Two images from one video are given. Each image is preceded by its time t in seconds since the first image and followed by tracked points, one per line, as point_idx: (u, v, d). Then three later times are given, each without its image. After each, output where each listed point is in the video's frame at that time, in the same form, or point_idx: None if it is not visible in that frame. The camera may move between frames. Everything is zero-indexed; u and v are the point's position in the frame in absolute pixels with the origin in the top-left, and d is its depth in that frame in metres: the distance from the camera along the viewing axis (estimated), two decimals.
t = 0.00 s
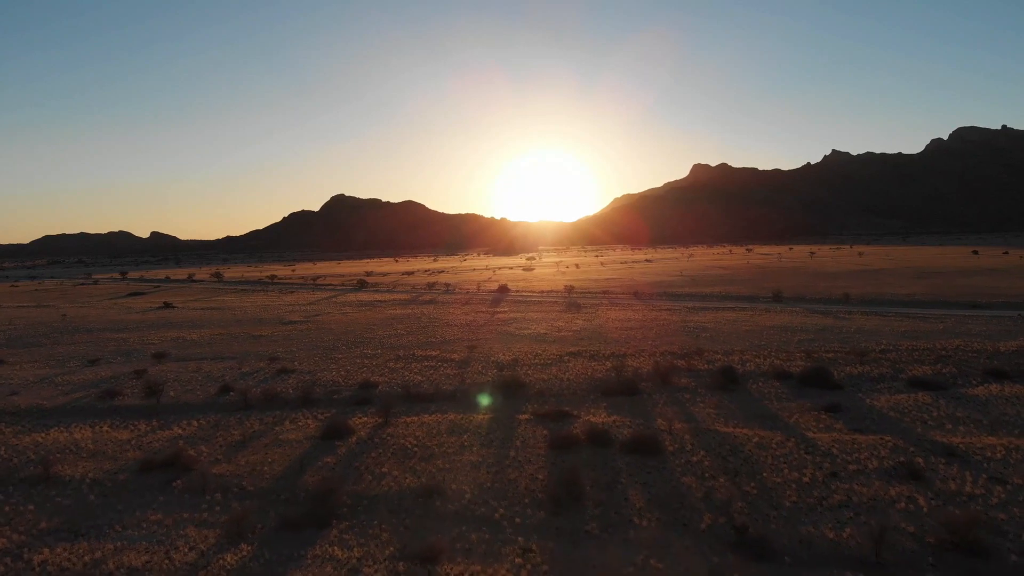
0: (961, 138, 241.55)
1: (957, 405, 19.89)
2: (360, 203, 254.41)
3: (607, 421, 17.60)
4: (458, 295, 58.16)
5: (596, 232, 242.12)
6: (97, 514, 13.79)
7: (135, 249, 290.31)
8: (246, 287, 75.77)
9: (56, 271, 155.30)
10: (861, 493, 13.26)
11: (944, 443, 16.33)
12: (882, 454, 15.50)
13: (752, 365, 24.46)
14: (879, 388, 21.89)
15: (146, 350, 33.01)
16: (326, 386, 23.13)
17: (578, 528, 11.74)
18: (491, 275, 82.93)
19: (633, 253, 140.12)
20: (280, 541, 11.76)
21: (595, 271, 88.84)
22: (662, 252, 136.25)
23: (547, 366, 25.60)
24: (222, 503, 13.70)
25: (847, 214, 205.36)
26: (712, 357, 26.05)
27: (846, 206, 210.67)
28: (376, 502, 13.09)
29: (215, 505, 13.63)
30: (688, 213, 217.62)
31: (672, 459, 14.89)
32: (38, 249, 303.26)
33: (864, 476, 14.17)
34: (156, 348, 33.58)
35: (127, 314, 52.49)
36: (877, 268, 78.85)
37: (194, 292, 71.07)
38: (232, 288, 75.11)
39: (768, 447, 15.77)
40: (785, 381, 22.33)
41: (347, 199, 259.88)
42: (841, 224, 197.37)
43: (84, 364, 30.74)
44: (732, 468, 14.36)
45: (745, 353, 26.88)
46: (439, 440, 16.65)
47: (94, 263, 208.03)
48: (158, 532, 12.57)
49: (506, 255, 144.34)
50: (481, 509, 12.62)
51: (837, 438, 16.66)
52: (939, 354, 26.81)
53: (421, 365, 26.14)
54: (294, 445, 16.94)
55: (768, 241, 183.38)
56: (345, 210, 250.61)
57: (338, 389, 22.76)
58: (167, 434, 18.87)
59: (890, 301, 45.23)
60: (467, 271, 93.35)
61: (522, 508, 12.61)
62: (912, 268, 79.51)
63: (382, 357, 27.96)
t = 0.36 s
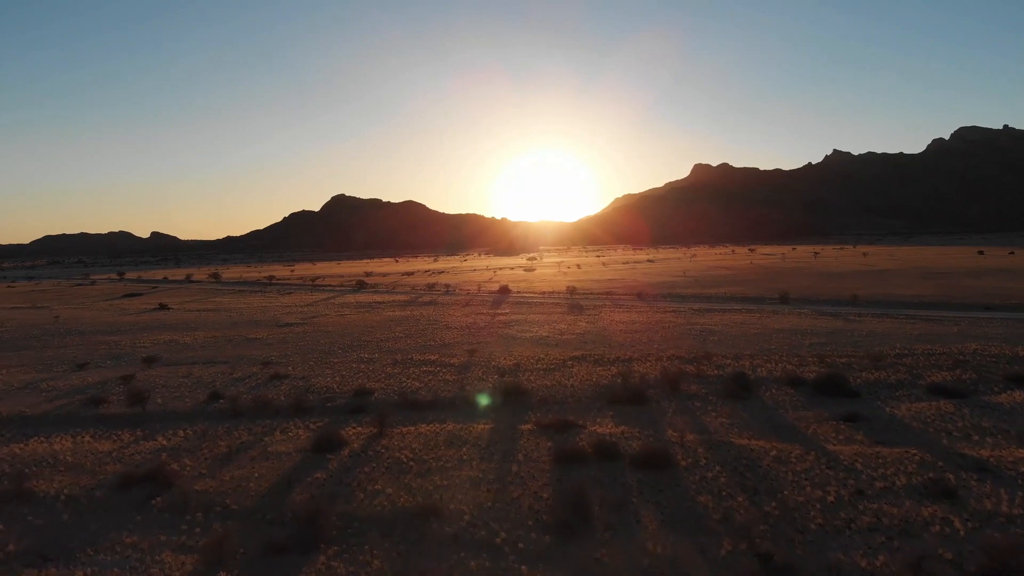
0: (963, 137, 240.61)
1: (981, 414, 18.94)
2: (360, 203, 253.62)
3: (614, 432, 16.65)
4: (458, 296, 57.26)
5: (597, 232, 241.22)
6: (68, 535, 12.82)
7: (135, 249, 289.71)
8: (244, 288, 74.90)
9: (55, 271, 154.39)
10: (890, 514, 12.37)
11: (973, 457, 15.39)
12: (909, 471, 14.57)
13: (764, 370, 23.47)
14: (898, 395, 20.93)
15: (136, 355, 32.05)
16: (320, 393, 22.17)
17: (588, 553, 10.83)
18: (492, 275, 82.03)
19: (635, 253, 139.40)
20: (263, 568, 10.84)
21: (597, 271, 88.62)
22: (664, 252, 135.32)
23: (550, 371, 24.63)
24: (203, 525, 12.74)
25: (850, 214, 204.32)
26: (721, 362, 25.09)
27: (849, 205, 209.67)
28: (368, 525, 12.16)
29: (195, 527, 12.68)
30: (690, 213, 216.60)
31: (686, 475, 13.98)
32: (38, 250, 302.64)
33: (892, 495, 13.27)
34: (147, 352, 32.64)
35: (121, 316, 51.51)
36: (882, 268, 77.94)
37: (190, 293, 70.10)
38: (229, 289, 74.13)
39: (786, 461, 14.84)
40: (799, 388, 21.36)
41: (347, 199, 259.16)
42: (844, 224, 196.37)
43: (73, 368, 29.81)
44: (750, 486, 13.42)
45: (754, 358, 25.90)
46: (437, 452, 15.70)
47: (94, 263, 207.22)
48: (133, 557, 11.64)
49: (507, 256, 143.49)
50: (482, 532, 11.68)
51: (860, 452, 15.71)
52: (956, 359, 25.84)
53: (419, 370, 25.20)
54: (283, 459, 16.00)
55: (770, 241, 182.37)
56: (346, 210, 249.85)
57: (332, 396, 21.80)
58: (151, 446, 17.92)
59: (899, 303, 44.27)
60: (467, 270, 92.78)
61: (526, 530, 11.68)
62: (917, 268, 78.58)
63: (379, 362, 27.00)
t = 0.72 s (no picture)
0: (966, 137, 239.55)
1: (1009, 425, 17.96)
2: (360, 203, 252.79)
3: (623, 445, 15.68)
4: (459, 297, 56.33)
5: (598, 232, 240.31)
6: (35, 560, 11.88)
7: (134, 249, 288.85)
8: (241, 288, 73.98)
9: (52, 271, 153.24)
10: (925, 539, 11.43)
11: (1007, 472, 14.43)
12: (940, 489, 13.61)
13: (777, 377, 22.51)
14: (918, 404, 19.98)
15: (126, 359, 31.07)
16: (313, 401, 21.21)
17: None
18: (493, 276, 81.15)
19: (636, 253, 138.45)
20: None
21: (598, 271, 88.89)
22: (666, 252, 134.43)
23: (553, 376, 23.65)
24: (181, 548, 11.81)
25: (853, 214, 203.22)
26: (732, 367, 24.10)
27: (851, 205, 208.63)
28: (359, 550, 11.21)
29: (172, 551, 11.74)
30: (691, 212, 215.60)
31: (701, 493, 13.04)
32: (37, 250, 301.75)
33: (925, 517, 12.32)
34: (137, 356, 31.68)
35: (115, 317, 50.60)
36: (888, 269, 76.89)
37: (187, 294, 69.22)
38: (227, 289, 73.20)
39: (809, 478, 13.88)
40: (815, 396, 20.41)
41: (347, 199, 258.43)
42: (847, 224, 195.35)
43: (59, 373, 28.82)
44: (772, 508, 12.46)
45: (766, 363, 24.91)
46: (436, 466, 14.78)
47: (93, 263, 206.21)
48: None
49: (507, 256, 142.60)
50: (483, 560, 10.74)
51: (885, 467, 14.74)
52: (976, 364, 24.86)
53: (417, 376, 24.24)
54: (271, 474, 15.04)
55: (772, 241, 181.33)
56: (346, 210, 249.00)
57: (325, 403, 20.85)
58: (132, 459, 16.95)
59: (909, 304, 43.29)
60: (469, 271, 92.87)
61: (531, 557, 10.74)
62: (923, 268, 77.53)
63: (376, 366, 26.04)
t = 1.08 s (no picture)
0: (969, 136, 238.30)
1: None
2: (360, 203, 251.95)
3: (632, 459, 14.72)
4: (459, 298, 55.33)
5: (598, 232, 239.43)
6: None
7: (134, 249, 288.16)
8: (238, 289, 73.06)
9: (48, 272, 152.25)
10: (967, 569, 10.46)
11: None
12: (975, 509, 12.65)
13: (791, 384, 21.52)
14: (941, 413, 18.98)
15: (114, 363, 30.08)
16: (305, 409, 20.23)
17: None
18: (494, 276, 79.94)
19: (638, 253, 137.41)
20: None
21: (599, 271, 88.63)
22: (668, 252, 133.49)
23: (557, 382, 22.64)
24: None
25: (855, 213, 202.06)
26: (743, 373, 23.07)
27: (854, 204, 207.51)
28: None
29: None
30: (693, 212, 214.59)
31: (719, 514, 12.08)
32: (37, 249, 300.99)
33: (964, 543, 11.36)
34: (126, 360, 30.69)
35: (108, 319, 49.63)
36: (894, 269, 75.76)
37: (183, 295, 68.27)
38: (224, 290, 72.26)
39: (834, 498, 12.91)
40: (832, 406, 19.41)
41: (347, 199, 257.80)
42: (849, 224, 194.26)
43: (45, 378, 27.88)
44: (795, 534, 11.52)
45: (778, 369, 23.90)
46: (433, 483, 13.82)
47: (93, 263, 205.48)
48: None
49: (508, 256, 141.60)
50: None
51: (915, 485, 13.78)
52: (998, 370, 23.81)
53: (415, 381, 23.25)
54: (255, 490, 14.08)
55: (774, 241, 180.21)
56: (346, 210, 248.26)
57: (318, 412, 19.87)
58: (110, 473, 16.00)
59: (920, 306, 42.24)
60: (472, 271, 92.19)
61: None
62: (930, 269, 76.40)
63: (371, 372, 25.04)
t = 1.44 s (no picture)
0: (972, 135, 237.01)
1: None
2: (360, 203, 251.11)
3: (643, 476, 13.74)
4: (459, 299, 54.35)
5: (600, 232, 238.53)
6: None
7: (134, 250, 287.40)
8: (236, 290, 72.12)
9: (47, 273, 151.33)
10: None
11: None
12: (1017, 533, 11.63)
13: (806, 392, 20.49)
14: (968, 424, 17.96)
15: (102, 367, 29.09)
16: (296, 418, 19.24)
17: None
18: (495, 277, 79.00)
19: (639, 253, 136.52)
20: None
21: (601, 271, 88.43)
22: (670, 252, 132.49)
23: (561, 389, 21.61)
24: None
25: (858, 213, 200.91)
26: (755, 380, 22.05)
27: (856, 204, 206.36)
28: None
29: None
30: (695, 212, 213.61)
31: (739, 541, 11.08)
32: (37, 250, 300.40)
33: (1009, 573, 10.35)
34: (115, 364, 29.70)
35: (101, 320, 48.67)
36: (901, 270, 74.64)
37: (179, 296, 67.29)
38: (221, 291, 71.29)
39: (863, 522, 11.91)
40: (852, 417, 18.39)
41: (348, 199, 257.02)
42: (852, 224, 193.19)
43: (30, 383, 26.92)
44: (825, 566, 10.54)
45: (791, 375, 22.89)
46: (429, 502, 12.84)
47: (93, 263, 204.84)
48: None
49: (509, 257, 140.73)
50: None
51: (950, 505, 12.75)
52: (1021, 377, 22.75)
53: (412, 388, 22.25)
54: (237, 510, 13.09)
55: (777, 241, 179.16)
56: (347, 209, 247.33)
57: (309, 421, 18.86)
58: (86, 490, 15.04)
59: (932, 308, 41.14)
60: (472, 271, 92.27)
61: None
62: (937, 269, 75.22)
63: (367, 377, 24.05)
